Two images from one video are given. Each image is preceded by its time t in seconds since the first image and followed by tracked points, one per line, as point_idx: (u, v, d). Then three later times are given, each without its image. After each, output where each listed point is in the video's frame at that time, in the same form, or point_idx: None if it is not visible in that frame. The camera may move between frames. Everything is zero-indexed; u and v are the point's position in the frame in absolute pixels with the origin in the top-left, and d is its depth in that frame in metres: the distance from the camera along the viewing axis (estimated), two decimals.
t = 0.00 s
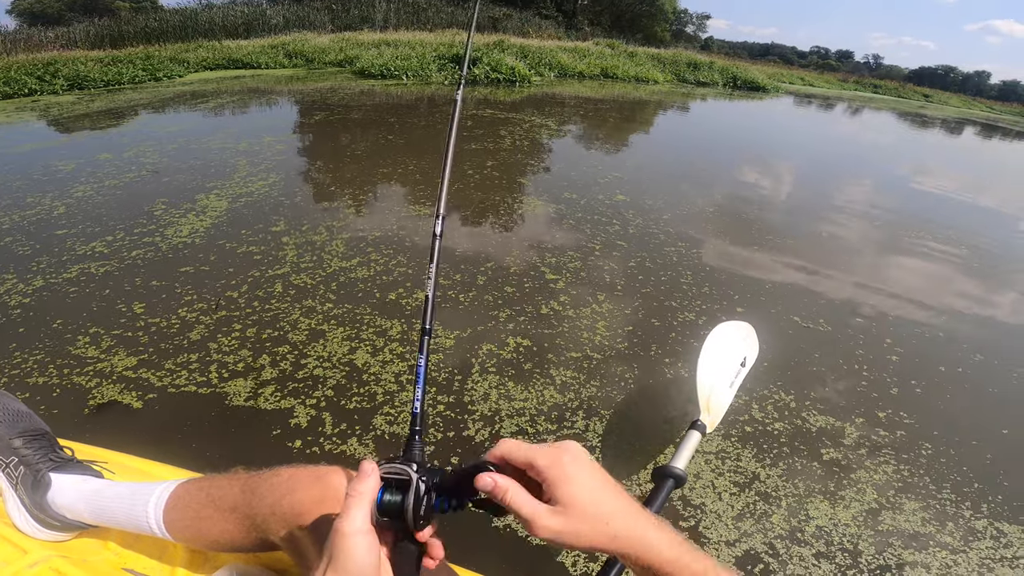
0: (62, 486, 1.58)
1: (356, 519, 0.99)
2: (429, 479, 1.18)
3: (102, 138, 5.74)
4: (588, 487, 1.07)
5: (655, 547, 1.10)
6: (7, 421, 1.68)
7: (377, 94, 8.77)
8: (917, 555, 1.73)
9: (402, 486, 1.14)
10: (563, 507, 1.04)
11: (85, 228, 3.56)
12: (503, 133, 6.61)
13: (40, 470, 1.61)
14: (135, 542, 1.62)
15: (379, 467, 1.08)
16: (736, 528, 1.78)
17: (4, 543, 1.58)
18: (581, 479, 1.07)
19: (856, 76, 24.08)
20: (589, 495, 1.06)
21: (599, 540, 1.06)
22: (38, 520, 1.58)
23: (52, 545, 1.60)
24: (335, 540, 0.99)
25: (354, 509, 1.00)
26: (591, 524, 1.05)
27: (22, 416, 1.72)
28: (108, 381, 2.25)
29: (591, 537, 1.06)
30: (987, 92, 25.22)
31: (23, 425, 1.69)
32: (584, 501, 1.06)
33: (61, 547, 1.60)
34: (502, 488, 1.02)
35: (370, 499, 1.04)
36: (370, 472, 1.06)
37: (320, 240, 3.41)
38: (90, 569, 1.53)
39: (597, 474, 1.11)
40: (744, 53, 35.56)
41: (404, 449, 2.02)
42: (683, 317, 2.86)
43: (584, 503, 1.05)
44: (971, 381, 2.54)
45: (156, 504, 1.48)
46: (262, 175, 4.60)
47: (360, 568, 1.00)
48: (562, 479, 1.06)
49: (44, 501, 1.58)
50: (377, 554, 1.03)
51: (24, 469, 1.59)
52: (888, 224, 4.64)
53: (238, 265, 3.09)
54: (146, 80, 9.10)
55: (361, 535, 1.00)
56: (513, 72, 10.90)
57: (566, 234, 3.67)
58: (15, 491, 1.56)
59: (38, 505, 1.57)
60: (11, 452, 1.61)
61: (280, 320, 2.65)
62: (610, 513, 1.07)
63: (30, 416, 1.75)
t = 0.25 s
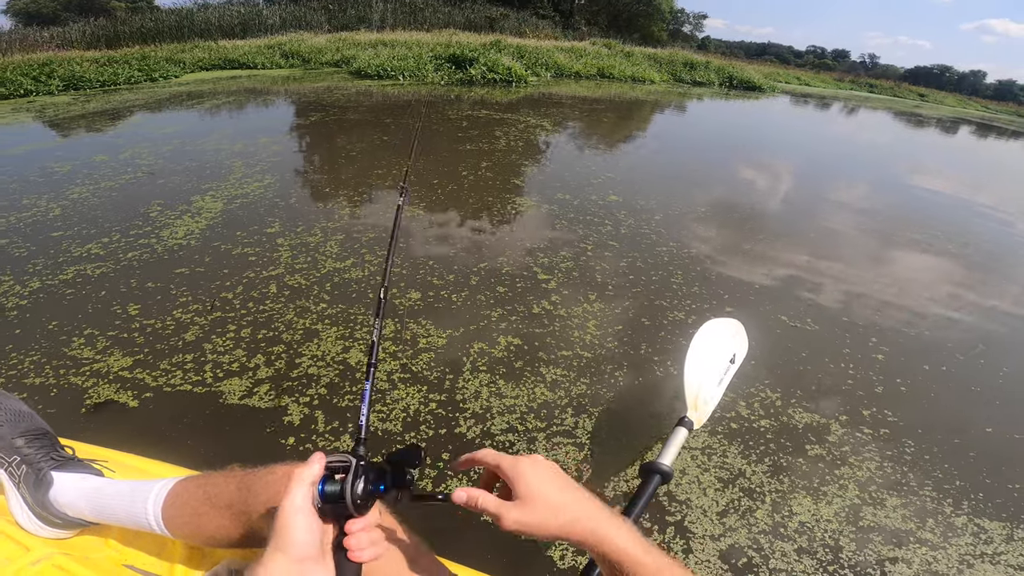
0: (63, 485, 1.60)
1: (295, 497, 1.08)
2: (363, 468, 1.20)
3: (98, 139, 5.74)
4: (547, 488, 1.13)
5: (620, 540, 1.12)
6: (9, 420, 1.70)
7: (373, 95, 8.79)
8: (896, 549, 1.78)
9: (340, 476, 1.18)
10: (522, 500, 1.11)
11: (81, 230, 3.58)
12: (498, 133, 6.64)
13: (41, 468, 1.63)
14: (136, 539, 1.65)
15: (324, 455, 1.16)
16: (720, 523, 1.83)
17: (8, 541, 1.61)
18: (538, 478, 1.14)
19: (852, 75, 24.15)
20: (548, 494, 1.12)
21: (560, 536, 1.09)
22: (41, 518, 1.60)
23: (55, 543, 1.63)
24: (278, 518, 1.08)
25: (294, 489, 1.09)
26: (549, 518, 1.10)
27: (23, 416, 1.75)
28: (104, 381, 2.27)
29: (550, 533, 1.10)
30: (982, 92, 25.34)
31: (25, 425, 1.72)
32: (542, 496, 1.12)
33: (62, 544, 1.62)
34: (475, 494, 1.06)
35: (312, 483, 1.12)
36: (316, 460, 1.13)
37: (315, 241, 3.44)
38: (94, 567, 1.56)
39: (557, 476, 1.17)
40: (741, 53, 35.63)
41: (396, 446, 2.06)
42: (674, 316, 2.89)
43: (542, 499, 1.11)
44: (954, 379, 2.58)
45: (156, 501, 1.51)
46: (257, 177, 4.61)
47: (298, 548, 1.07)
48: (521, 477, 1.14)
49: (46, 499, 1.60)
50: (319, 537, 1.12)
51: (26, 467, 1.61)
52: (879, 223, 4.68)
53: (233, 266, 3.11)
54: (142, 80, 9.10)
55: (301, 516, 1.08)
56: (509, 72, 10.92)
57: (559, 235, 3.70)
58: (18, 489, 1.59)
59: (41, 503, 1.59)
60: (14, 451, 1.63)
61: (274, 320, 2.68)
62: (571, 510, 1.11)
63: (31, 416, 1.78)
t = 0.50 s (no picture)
0: (60, 485, 1.59)
1: (196, 478, 1.14)
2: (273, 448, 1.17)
3: (92, 139, 5.72)
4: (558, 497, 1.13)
5: (628, 546, 1.10)
6: (6, 422, 1.69)
7: (370, 94, 8.77)
8: (890, 544, 1.78)
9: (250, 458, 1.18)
10: (535, 510, 1.11)
11: (74, 230, 3.56)
12: (494, 132, 6.64)
13: (38, 469, 1.63)
14: (132, 539, 1.63)
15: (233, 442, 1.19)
16: (715, 518, 1.83)
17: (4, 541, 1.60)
18: (549, 488, 1.14)
19: (848, 74, 24.21)
20: (559, 503, 1.12)
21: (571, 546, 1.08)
22: (37, 519, 1.59)
23: (51, 543, 1.61)
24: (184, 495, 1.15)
25: (197, 469, 1.15)
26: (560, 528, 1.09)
27: (20, 417, 1.74)
28: (97, 381, 2.26)
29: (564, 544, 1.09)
30: (977, 90, 25.42)
31: (22, 426, 1.71)
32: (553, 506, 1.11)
33: (59, 545, 1.61)
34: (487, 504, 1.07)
35: (218, 465, 1.16)
36: (222, 445, 1.17)
37: (309, 240, 3.43)
38: (90, 568, 1.55)
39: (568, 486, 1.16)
40: (737, 51, 35.64)
41: (391, 443, 2.06)
42: (669, 313, 2.89)
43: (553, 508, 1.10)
44: (947, 375, 2.60)
45: (153, 501, 1.43)
46: (252, 176, 4.60)
47: (198, 524, 1.13)
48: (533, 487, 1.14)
49: (43, 500, 1.59)
50: (225, 514, 1.16)
51: (23, 468, 1.61)
52: (874, 221, 4.70)
53: (227, 266, 3.10)
54: (137, 80, 9.06)
55: (201, 497, 1.14)
56: (506, 71, 10.91)
57: (554, 233, 3.70)
58: (15, 490, 1.58)
59: (37, 504, 1.58)
60: (10, 452, 1.62)
61: (269, 319, 2.67)
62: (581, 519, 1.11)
63: (27, 417, 1.76)
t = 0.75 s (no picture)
0: (48, 488, 1.56)
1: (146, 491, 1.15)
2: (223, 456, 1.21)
3: (84, 139, 5.67)
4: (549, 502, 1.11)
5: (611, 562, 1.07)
6: None
7: (366, 93, 8.72)
8: (884, 543, 1.77)
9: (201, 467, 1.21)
10: (525, 511, 1.08)
11: (64, 231, 3.52)
12: (489, 131, 6.61)
13: (25, 472, 1.59)
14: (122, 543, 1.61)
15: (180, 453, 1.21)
16: (708, 516, 1.82)
17: None
18: (540, 491, 1.12)
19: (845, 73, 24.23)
20: (549, 508, 1.09)
21: (556, 553, 1.05)
22: (25, 522, 1.54)
23: (39, 546, 1.57)
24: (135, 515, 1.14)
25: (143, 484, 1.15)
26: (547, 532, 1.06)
27: (7, 419, 1.71)
28: (85, 382, 2.23)
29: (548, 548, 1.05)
30: (974, 88, 25.48)
31: (8, 429, 1.68)
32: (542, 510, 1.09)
33: (47, 548, 1.57)
34: (478, 491, 1.04)
35: (167, 476, 1.17)
36: (169, 456, 1.18)
37: (302, 240, 3.40)
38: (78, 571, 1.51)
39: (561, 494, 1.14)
40: (735, 50, 35.55)
41: (381, 443, 2.03)
42: (663, 312, 2.87)
43: (542, 510, 1.08)
44: (942, 373, 2.58)
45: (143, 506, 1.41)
46: (245, 176, 4.57)
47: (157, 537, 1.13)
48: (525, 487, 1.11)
49: (30, 503, 1.55)
50: (181, 525, 1.16)
51: (10, 471, 1.57)
52: (869, 219, 4.69)
53: (218, 266, 3.07)
54: (132, 80, 9.01)
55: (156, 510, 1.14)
56: (503, 70, 10.88)
57: (549, 231, 3.67)
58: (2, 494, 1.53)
59: (24, 507, 1.54)
60: None
61: (259, 319, 2.64)
62: (569, 527, 1.08)
63: (14, 420, 1.74)
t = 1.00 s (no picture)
0: (43, 489, 1.52)
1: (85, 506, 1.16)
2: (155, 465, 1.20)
3: (79, 139, 5.64)
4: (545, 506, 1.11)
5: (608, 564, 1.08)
6: None
7: (363, 92, 8.70)
8: (879, 540, 1.76)
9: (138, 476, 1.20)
10: (521, 516, 1.08)
11: (58, 231, 3.50)
12: (486, 130, 6.60)
13: (21, 473, 1.57)
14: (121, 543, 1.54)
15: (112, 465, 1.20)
16: (703, 514, 1.81)
17: None
18: (536, 496, 1.12)
19: (842, 71, 24.26)
20: (546, 512, 1.10)
21: (553, 557, 1.05)
22: (21, 523, 1.51)
23: (36, 547, 1.55)
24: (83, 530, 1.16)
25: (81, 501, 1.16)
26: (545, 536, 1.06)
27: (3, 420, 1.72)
28: (77, 382, 2.22)
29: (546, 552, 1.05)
30: (970, 87, 25.56)
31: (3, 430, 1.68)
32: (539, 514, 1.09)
33: (44, 549, 1.55)
34: (476, 494, 1.03)
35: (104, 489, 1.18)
36: (100, 470, 1.18)
37: (297, 239, 3.39)
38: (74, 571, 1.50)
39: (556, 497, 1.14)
40: (733, 49, 35.57)
41: (375, 442, 2.03)
42: (659, 309, 2.87)
43: (539, 515, 1.08)
44: (937, 370, 2.58)
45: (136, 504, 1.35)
46: (240, 175, 4.55)
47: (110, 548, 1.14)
48: (521, 491, 1.11)
49: (25, 504, 1.52)
50: (132, 534, 1.16)
51: (6, 472, 1.57)
52: (865, 217, 4.69)
53: (212, 266, 3.05)
54: (128, 79, 8.98)
55: (102, 522, 1.15)
56: (500, 69, 10.87)
57: (545, 230, 3.67)
58: None
59: (20, 509, 1.51)
60: None
61: (253, 318, 2.63)
62: (566, 531, 1.08)
63: (11, 421, 1.74)
